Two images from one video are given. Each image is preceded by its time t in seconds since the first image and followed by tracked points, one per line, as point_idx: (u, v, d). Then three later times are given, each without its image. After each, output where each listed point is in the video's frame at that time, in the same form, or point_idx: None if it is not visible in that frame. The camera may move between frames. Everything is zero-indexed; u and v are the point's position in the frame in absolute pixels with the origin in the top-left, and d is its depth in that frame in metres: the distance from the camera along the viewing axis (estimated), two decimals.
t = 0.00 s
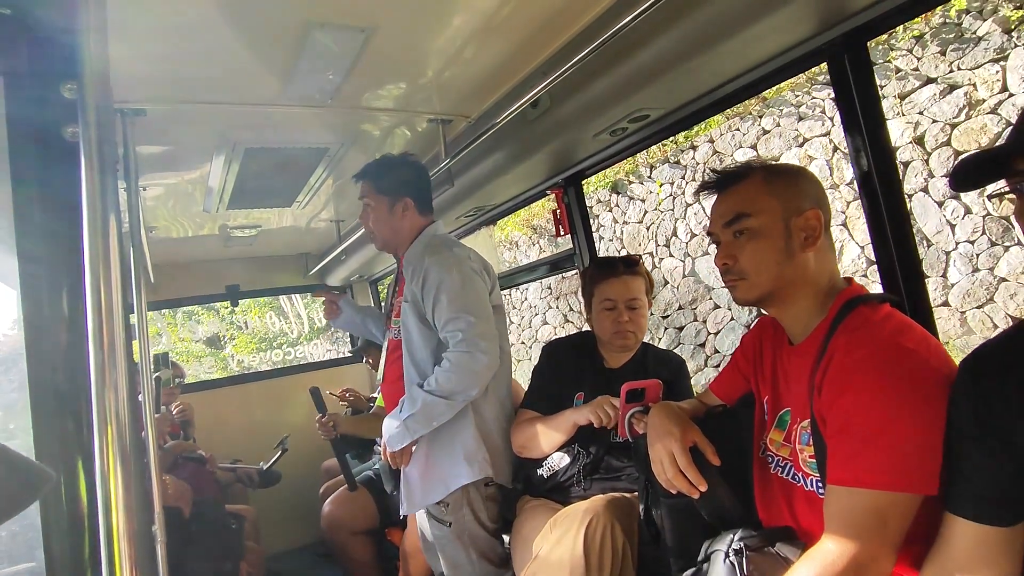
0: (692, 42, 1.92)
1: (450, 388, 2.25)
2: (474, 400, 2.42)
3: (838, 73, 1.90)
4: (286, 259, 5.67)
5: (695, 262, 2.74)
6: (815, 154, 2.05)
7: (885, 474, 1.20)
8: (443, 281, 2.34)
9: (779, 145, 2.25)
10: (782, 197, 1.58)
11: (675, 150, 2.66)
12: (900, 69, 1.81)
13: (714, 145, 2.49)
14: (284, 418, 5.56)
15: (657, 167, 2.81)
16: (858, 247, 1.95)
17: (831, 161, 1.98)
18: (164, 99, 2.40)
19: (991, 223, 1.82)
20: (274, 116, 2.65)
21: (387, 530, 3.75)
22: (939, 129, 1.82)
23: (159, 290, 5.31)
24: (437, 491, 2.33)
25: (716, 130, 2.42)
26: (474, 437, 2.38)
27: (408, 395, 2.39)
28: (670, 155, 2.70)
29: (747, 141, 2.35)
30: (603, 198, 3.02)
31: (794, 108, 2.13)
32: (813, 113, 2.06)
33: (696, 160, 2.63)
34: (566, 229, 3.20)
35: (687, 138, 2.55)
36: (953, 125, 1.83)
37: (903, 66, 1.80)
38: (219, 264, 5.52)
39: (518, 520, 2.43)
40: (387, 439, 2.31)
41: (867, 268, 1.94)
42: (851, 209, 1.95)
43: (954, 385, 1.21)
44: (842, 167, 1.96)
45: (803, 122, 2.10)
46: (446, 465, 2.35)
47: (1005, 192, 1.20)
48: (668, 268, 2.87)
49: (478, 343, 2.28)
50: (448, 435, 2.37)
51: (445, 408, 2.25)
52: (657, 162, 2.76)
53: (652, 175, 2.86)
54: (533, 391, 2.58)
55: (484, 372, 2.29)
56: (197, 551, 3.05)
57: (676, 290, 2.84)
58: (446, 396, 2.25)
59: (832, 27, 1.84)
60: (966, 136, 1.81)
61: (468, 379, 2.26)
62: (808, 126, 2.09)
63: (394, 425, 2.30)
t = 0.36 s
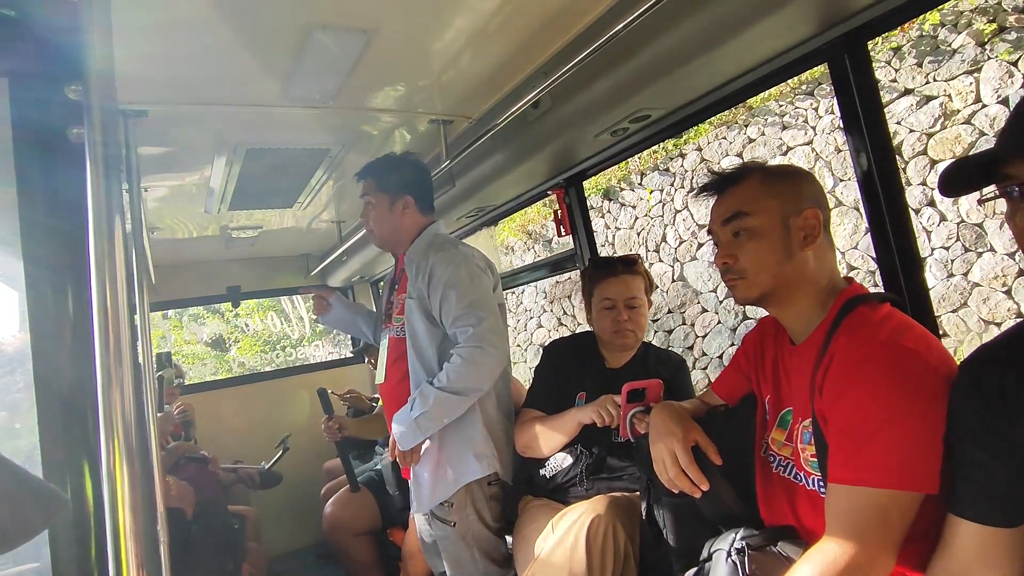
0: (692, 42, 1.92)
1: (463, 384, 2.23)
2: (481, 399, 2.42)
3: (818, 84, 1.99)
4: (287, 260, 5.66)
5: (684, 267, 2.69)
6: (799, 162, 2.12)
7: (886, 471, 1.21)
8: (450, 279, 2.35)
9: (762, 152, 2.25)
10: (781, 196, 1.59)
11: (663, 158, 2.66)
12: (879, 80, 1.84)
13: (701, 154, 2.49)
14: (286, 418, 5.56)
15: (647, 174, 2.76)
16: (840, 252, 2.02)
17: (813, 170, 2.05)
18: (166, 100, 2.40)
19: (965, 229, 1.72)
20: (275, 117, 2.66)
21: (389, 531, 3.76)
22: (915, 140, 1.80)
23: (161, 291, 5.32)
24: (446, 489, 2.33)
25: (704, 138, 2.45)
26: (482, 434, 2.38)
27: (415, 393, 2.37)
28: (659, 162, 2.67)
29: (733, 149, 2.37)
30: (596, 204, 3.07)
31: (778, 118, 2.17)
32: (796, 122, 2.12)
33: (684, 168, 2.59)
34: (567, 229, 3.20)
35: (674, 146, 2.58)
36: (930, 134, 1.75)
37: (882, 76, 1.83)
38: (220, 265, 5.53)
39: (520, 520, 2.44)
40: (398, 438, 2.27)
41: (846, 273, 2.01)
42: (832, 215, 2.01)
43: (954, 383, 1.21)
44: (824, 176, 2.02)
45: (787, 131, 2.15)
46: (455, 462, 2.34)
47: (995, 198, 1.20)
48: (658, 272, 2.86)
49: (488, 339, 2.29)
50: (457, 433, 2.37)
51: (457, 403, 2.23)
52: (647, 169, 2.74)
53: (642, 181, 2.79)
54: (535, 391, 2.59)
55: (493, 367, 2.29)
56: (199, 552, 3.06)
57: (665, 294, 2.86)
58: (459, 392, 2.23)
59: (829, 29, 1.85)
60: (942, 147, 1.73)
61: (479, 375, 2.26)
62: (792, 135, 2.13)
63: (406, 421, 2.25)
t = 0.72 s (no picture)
0: (690, 45, 1.93)
1: (452, 388, 2.23)
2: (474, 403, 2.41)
3: (800, 92, 2.09)
4: (286, 261, 5.66)
5: (673, 271, 2.82)
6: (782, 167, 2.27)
7: (889, 473, 1.21)
8: (441, 281, 2.35)
9: (747, 158, 2.36)
10: (783, 197, 1.59)
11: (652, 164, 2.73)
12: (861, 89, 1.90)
13: (689, 160, 2.56)
14: (285, 419, 5.56)
15: (637, 179, 2.84)
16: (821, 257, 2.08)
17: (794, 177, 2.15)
18: (165, 102, 2.40)
19: (939, 234, 1.82)
20: (274, 118, 2.66)
21: (388, 532, 3.76)
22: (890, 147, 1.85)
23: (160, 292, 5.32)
24: (437, 492, 2.34)
25: (692, 145, 2.52)
26: (476, 439, 2.36)
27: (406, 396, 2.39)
28: (648, 168, 2.76)
29: (718, 155, 2.47)
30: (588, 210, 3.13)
31: (762, 125, 2.28)
32: (780, 129, 2.23)
33: (673, 174, 2.69)
34: (566, 231, 3.20)
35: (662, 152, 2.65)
36: (906, 142, 1.83)
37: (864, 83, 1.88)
38: (219, 266, 5.52)
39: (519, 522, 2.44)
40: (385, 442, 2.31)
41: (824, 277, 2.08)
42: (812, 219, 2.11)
43: (955, 385, 1.21)
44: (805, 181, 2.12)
45: (771, 138, 2.27)
46: (447, 467, 2.34)
47: (998, 200, 1.20)
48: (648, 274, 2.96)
49: (477, 343, 2.27)
50: (450, 437, 2.36)
51: (445, 408, 2.23)
52: (637, 174, 2.82)
53: (632, 186, 2.87)
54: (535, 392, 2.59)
55: (483, 372, 2.28)
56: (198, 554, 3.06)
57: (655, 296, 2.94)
58: (448, 397, 2.24)
59: (825, 32, 1.85)
60: (918, 154, 1.81)
61: (468, 380, 2.25)
62: (775, 142, 2.26)
63: (398, 426, 2.26)
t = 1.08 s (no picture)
0: (686, 42, 1.92)
1: (441, 391, 2.23)
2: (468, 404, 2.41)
3: (781, 98, 2.20)
4: (284, 259, 5.66)
5: (660, 271, 2.98)
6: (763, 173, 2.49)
7: (888, 469, 1.21)
8: (433, 281, 2.34)
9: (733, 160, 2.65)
10: (787, 191, 1.59)
11: (640, 167, 2.85)
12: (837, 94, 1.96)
13: (677, 163, 2.76)
14: (283, 418, 5.56)
15: (626, 183, 2.97)
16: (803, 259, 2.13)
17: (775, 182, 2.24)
18: (161, 100, 2.39)
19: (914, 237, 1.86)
20: (271, 116, 2.65)
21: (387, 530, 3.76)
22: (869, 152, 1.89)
23: (158, 291, 5.32)
24: (431, 492, 2.32)
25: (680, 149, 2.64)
26: (470, 438, 2.37)
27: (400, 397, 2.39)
28: (637, 171, 2.89)
29: (705, 158, 2.66)
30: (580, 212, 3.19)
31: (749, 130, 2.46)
32: (763, 134, 2.44)
33: (662, 176, 2.87)
34: (564, 229, 3.20)
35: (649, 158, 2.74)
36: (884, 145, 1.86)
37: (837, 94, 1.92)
38: (217, 264, 5.52)
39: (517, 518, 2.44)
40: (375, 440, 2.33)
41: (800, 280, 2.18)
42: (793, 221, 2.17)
43: (954, 380, 1.21)
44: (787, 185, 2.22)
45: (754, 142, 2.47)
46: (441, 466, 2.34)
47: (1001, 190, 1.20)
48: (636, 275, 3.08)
49: (467, 346, 2.26)
50: (444, 437, 2.36)
51: (435, 411, 2.23)
52: (626, 178, 2.95)
53: (621, 190, 3.00)
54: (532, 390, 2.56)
55: (473, 375, 2.27)
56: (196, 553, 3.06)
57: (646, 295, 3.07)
58: (438, 399, 2.24)
59: (825, 27, 1.84)
60: (897, 158, 1.86)
61: (457, 382, 2.24)
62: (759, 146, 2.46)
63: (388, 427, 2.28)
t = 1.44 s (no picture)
0: (683, 36, 1.91)
1: (449, 384, 2.22)
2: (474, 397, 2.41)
3: (764, 102, 2.20)
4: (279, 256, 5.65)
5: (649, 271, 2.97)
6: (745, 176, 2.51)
7: (888, 464, 1.20)
8: (436, 276, 2.33)
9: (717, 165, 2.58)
10: (783, 185, 1.58)
11: (628, 169, 2.86)
12: (816, 99, 1.99)
13: (663, 166, 2.77)
14: (278, 415, 5.54)
15: (615, 183, 2.94)
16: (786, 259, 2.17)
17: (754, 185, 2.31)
18: (154, 93, 2.37)
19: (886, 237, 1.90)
20: (265, 110, 2.64)
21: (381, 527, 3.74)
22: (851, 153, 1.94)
23: (152, 287, 5.30)
24: (446, 492, 2.35)
25: (668, 152, 2.69)
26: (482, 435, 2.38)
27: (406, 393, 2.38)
28: (624, 173, 2.88)
29: (690, 162, 2.65)
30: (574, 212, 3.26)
31: (728, 134, 2.45)
32: (745, 137, 2.40)
33: (648, 179, 2.85)
34: (559, 225, 3.19)
35: (637, 159, 2.77)
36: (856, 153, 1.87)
37: (820, 96, 1.97)
38: (211, 261, 5.51)
39: (511, 514, 2.43)
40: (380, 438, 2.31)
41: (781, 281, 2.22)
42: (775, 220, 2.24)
43: (952, 375, 1.20)
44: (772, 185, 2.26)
45: (736, 146, 2.45)
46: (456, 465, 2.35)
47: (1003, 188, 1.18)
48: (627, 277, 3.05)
49: (474, 337, 2.26)
50: (457, 435, 2.37)
51: (443, 403, 2.23)
52: (615, 179, 2.92)
53: (610, 191, 2.97)
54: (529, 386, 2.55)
55: (480, 366, 2.27)
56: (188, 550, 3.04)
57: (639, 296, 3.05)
58: (445, 392, 2.23)
59: (821, 21, 1.83)
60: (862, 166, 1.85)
61: (465, 374, 2.24)
62: (740, 149, 2.45)
63: (393, 420, 2.27)
